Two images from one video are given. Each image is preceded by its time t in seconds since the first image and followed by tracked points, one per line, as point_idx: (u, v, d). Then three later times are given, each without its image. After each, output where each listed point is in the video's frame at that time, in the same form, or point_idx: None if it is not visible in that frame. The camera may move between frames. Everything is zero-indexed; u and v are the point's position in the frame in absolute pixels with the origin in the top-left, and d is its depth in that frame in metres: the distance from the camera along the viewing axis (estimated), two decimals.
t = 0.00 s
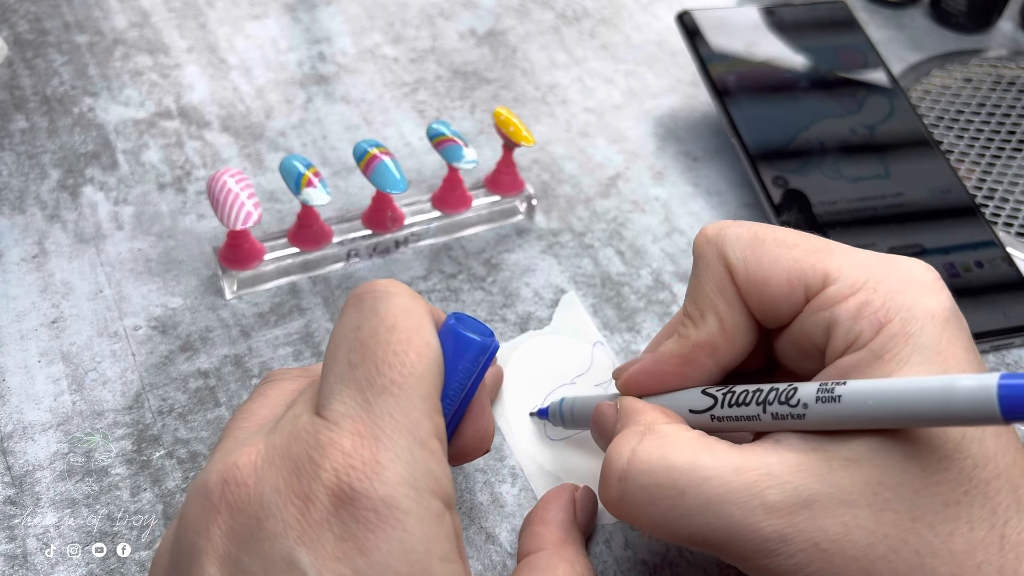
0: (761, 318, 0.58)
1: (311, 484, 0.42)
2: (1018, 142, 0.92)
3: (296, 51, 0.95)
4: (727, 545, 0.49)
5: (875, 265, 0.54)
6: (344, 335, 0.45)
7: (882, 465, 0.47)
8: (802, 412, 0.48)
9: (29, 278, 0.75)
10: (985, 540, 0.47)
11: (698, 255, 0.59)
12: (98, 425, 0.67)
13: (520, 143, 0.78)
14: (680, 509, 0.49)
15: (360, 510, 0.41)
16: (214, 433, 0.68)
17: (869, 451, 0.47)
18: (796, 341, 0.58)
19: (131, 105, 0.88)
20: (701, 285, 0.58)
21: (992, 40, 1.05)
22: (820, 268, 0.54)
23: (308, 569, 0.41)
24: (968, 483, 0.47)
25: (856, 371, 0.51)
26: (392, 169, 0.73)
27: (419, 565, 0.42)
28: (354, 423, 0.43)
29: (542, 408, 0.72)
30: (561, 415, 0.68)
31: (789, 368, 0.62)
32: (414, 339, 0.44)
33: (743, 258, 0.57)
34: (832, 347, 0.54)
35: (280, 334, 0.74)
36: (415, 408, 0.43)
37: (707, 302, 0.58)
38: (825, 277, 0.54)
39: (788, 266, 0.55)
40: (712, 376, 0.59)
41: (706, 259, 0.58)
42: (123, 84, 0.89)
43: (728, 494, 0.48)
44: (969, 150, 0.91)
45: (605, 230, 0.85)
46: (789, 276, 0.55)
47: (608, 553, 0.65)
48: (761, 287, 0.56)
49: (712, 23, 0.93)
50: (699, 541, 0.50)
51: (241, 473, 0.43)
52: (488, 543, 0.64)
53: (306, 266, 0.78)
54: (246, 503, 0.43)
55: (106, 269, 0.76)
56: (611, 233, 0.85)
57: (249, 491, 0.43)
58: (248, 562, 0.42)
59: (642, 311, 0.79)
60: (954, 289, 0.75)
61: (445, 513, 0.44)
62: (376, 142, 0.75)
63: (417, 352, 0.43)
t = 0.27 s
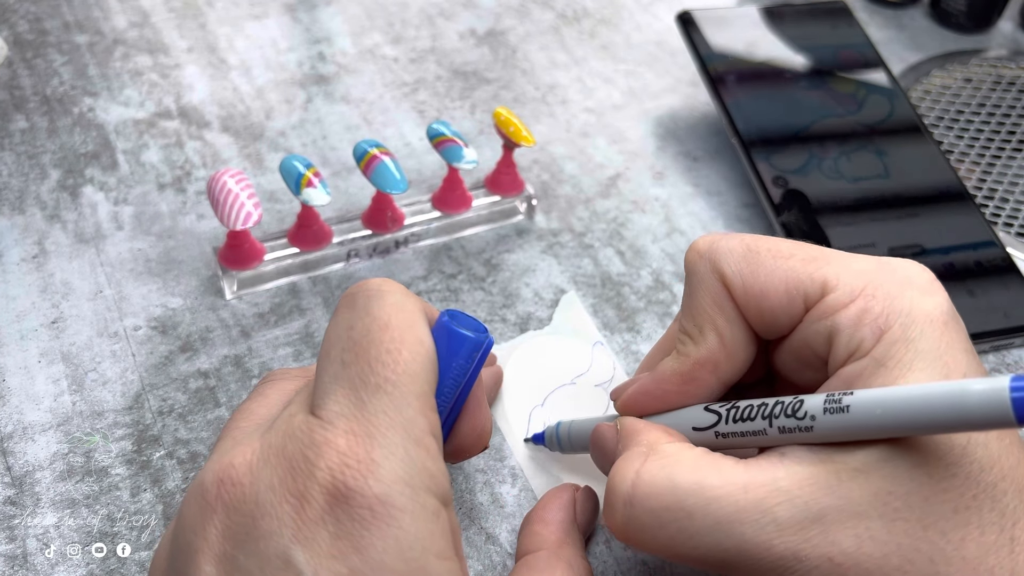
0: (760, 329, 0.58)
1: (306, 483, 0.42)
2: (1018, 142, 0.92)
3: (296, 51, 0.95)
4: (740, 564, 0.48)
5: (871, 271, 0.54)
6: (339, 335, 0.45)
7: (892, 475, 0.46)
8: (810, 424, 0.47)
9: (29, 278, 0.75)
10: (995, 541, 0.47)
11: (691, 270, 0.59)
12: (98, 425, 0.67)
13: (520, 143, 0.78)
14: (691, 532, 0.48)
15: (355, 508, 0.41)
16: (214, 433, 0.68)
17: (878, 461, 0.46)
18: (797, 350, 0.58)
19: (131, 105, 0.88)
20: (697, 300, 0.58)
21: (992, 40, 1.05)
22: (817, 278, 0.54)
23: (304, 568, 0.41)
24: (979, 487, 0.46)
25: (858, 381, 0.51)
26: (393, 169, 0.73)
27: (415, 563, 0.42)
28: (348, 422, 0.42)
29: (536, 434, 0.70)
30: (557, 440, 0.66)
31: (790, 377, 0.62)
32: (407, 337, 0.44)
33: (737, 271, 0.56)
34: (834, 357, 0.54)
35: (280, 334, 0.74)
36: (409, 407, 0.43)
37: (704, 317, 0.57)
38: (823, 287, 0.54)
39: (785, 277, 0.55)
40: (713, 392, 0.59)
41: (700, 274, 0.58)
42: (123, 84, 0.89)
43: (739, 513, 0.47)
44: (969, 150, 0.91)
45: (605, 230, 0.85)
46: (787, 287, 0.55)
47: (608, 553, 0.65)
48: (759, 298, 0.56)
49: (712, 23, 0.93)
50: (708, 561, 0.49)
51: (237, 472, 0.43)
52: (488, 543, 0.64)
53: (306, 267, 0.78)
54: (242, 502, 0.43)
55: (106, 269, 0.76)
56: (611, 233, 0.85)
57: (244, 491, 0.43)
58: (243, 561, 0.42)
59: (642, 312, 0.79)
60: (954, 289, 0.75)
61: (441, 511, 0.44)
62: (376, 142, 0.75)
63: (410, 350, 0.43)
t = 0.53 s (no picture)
0: (755, 333, 0.58)
1: (305, 483, 0.42)
2: (1018, 142, 0.92)
3: (296, 51, 0.95)
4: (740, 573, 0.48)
5: (865, 273, 0.54)
6: (338, 335, 0.45)
7: (891, 478, 0.46)
8: (806, 426, 0.48)
9: (29, 278, 0.75)
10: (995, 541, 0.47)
11: (685, 275, 0.59)
12: (98, 425, 0.67)
13: (520, 143, 0.78)
14: (691, 541, 0.48)
15: (354, 508, 0.41)
16: (214, 433, 0.68)
17: (877, 464, 0.46)
18: (794, 353, 0.58)
19: (131, 105, 0.88)
20: (691, 305, 0.58)
21: (992, 39, 1.05)
22: (811, 280, 0.54)
23: (303, 568, 0.41)
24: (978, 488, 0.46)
25: (855, 383, 0.51)
26: (393, 169, 0.73)
27: (415, 563, 0.42)
28: (348, 421, 0.42)
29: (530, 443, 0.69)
30: (552, 447, 0.66)
31: (787, 380, 0.61)
32: (406, 337, 0.44)
33: (731, 275, 0.57)
34: (830, 359, 0.54)
35: (280, 334, 0.74)
36: (409, 406, 0.43)
37: (698, 321, 0.57)
38: (817, 290, 0.54)
39: (779, 279, 0.55)
40: (708, 398, 0.58)
41: (695, 278, 0.58)
42: (123, 84, 0.89)
43: (739, 520, 0.47)
44: (969, 150, 0.91)
45: (605, 230, 0.85)
46: (781, 289, 0.55)
47: (608, 553, 0.65)
48: (753, 301, 0.56)
49: (712, 23, 0.93)
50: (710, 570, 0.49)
51: (236, 472, 0.44)
52: (488, 543, 0.64)
53: (306, 266, 0.78)
54: (241, 503, 0.43)
55: (106, 269, 0.76)
56: (611, 233, 0.85)
57: (243, 491, 0.43)
58: (243, 560, 0.42)
59: (642, 311, 0.79)
60: (953, 289, 0.75)
61: (441, 510, 0.44)
62: (376, 142, 0.75)
63: (409, 349, 0.43)
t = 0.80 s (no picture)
0: (753, 336, 0.58)
1: (305, 483, 0.42)
2: (1018, 142, 0.92)
3: (296, 51, 0.95)
4: None
5: (863, 275, 0.54)
6: (338, 335, 0.45)
7: (892, 479, 0.46)
8: (807, 429, 0.47)
9: (29, 278, 0.75)
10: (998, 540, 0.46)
11: (683, 278, 0.59)
12: (98, 425, 0.67)
13: (520, 143, 0.78)
14: (694, 546, 0.48)
15: (354, 508, 0.41)
16: (214, 433, 0.68)
17: (878, 466, 0.46)
18: (792, 355, 0.58)
19: (131, 105, 0.88)
20: (689, 309, 0.58)
21: (992, 39, 1.05)
22: (809, 282, 0.54)
23: (303, 568, 0.41)
24: (980, 488, 0.46)
25: (856, 386, 0.51)
26: (393, 169, 0.73)
27: (415, 563, 0.42)
28: (347, 422, 0.42)
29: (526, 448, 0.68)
30: (550, 454, 0.65)
31: (786, 382, 0.61)
32: (406, 338, 0.44)
33: (730, 278, 0.57)
34: (828, 361, 0.54)
35: (280, 334, 0.74)
36: (409, 407, 0.43)
37: (696, 325, 0.57)
38: (815, 292, 0.54)
39: (777, 282, 0.55)
40: (707, 401, 0.58)
41: (693, 281, 0.58)
42: (123, 84, 0.89)
43: (741, 525, 0.47)
44: (969, 150, 0.91)
45: (605, 230, 0.85)
46: (779, 292, 0.55)
47: (608, 553, 0.65)
48: (752, 304, 0.56)
49: (712, 23, 0.93)
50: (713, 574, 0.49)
51: (236, 472, 0.44)
52: (488, 543, 0.64)
53: (306, 267, 0.78)
54: (240, 503, 0.43)
55: (106, 269, 0.76)
56: (611, 233, 0.85)
57: (243, 491, 0.43)
58: (242, 561, 0.42)
59: (642, 312, 0.79)
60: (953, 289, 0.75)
61: (441, 511, 0.44)
62: (376, 142, 0.75)
63: (408, 350, 0.43)
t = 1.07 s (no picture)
0: (761, 337, 0.58)
1: (304, 483, 0.42)
2: (1018, 142, 0.92)
3: (296, 51, 0.95)
4: None
5: (868, 272, 0.54)
6: (337, 335, 0.45)
7: (905, 476, 0.46)
8: (819, 429, 0.47)
9: (29, 278, 0.75)
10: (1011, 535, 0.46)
11: (687, 283, 0.59)
12: (99, 425, 0.67)
13: (520, 143, 0.78)
14: (707, 547, 0.47)
15: (354, 508, 0.41)
16: (214, 434, 0.68)
17: (890, 462, 0.46)
18: (800, 354, 0.58)
19: (131, 105, 0.88)
20: (695, 313, 0.58)
21: (992, 40, 1.05)
22: (815, 282, 0.55)
23: (302, 568, 0.41)
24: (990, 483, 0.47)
25: (865, 382, 0.51)
26: (393, 169, 0.73)
27: (414, 563, 0.42)
28: (347, 422, 0.42)
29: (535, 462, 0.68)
30: (557, 466, 0.65)
31: (792, 382, 0.62)
32: (406, 338, 0.44)
33: (735, 281, 0.57)
34: (837, 360, 0.54)
35: (280, 334, 0.74)
36: (408, 407, 0.43)
37: (703, 328, 0.57)
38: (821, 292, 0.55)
39: (782, 283, 0.56)
40: (718, 404, 0.58)
41: (697, 285, 0.58)
42: (123, 84, 0.89)
43: (754, 525, 0.47)
44: (969, 150, 0.91)
45: (605, 230, 0.85)
46: (785, 292, 0.55)
47: (608, 554, 0.65)
48: (758, 305, 0.56)
49: (712, 24, 0.93)
50: None
51: (236, 472, 0.44)
52: (488, 543, 0.64)
53: (306, 267, 0.78)
54: (240, 503, 0.43)
55: (106, 269, 0.76)
56: (611, 233, 0.85)
57: (243, 491, 0.43)
58: (242, 561, 0.42)
59: (642, 312, 0.79)
60: (953, 289, 0.75)
61: (440, 511, 0.44)
62: (376, 142, 0.75)
63: (408, 350, 0.43)
